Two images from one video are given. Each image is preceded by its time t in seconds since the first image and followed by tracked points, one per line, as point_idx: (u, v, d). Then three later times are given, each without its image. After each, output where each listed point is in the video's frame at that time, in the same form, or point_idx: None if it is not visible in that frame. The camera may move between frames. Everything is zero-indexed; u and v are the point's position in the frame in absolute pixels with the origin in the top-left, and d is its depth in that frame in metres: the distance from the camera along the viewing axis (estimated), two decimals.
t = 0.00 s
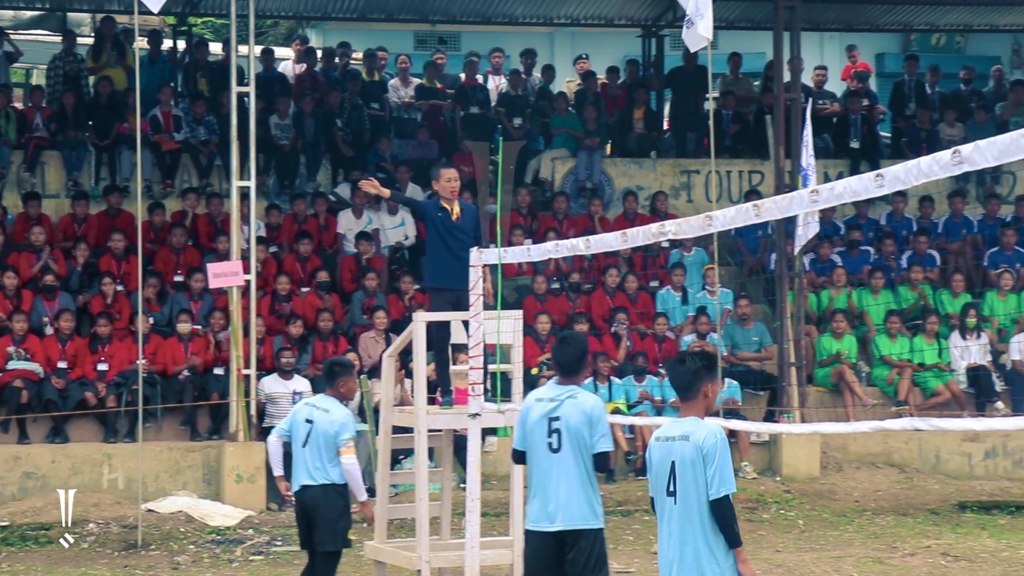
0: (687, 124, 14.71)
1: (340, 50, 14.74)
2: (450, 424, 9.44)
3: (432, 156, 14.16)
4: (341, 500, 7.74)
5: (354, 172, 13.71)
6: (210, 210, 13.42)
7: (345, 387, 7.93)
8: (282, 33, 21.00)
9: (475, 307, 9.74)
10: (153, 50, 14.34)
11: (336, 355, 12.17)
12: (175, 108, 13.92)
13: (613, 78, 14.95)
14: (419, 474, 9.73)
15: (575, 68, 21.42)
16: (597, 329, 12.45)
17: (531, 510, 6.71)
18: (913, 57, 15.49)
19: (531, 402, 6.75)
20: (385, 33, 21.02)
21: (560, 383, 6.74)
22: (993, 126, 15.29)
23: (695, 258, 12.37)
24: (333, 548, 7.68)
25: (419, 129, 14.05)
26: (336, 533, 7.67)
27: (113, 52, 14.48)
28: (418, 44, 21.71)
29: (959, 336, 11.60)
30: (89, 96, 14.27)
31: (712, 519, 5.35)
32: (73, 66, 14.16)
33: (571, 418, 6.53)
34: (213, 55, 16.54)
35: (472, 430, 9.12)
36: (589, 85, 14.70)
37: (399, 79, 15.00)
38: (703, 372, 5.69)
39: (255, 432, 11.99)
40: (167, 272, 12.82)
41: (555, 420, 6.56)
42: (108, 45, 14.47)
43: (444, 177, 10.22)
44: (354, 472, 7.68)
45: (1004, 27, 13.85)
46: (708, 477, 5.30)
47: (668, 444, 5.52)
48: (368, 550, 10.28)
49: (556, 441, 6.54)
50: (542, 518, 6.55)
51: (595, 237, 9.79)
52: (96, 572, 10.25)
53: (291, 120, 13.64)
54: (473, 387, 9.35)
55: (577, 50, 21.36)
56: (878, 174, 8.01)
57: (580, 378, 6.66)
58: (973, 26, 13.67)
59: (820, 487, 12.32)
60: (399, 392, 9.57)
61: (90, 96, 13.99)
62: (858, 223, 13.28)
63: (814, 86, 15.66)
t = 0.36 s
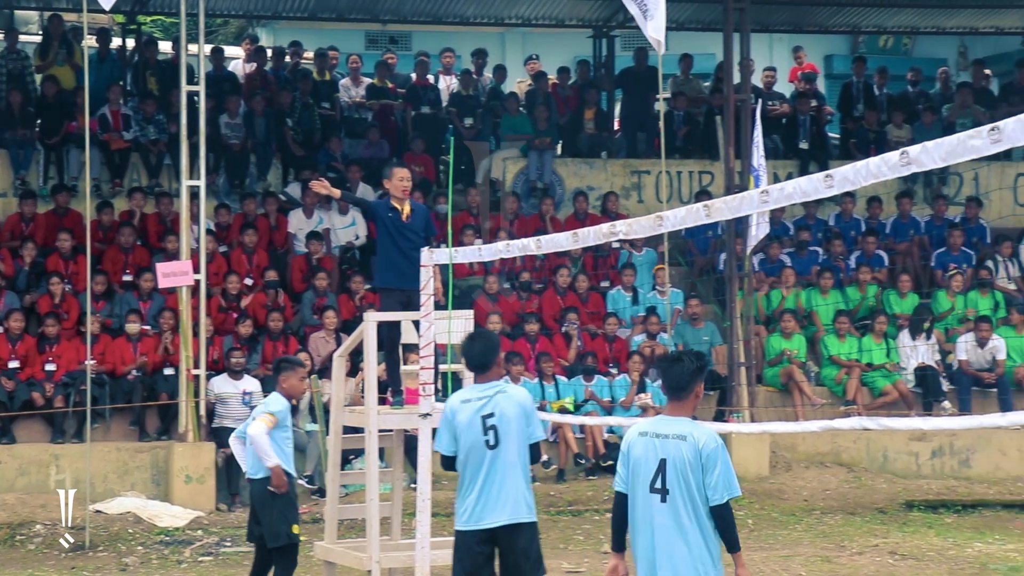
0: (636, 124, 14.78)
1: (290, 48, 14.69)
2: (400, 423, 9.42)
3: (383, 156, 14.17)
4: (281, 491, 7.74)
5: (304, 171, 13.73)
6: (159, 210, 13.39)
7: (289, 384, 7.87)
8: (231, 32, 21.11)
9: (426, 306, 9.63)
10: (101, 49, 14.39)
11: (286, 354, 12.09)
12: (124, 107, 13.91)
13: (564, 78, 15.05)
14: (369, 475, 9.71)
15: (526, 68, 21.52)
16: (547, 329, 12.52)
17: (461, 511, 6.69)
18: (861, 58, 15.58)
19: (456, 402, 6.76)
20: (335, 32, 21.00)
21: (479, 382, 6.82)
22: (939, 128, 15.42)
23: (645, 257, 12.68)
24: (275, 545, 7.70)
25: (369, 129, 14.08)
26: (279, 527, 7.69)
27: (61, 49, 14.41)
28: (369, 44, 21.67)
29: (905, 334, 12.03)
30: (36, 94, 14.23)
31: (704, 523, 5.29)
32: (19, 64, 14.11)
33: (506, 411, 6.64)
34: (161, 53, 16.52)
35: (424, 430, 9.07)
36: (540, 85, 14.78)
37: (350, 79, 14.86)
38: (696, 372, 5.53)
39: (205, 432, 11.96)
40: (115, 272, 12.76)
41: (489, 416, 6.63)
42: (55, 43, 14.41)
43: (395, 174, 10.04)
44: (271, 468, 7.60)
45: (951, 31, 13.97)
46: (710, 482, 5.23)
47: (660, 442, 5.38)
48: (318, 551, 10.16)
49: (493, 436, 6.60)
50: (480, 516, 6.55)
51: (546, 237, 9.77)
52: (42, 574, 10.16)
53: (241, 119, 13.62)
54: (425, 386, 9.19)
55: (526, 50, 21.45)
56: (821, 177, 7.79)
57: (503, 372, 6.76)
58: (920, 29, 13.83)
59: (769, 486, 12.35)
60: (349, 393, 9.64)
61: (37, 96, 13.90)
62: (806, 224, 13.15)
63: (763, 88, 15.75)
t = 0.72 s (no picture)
0: (590, 124, 14.85)
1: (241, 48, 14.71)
2: (352, 423, 9.35)
3: (335, 156, 14.14)
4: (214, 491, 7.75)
5: (255, 171, 13.76)
6: (109, 209, 13.31)
7: (236, 386, 7.90)
8: (184, 29, 21.34)
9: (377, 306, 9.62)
10: (51, 48, 14.34)
11: (238, 356, 12.04)
12: (74, 105, 14.00)
13: (515, 79, 15.02)
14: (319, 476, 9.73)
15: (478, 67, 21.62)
16: (499, 328, 12.58)
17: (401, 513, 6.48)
18: (811, 60, 15.69)
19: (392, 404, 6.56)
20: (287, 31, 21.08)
21: (414, 383, 6.63)
22: (888, 128, 15.54)
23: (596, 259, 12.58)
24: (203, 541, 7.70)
25: (320, 129, 14.08)
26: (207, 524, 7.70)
27: (9, 48, 14.24)
28: (320, 43, 21.54)
29: (856, 334, 12.17)
30: None
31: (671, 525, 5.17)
32: None
33: (442, 410, 6.45)
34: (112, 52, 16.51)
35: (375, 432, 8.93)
36: (492, 85, 14.86)
37: (302, 78, 14.96)
38: (657, 371, 5.40)
39: (154, 432, 11.92)
40: (64, 272, 12.68)
41: (427, 416, 6.44)
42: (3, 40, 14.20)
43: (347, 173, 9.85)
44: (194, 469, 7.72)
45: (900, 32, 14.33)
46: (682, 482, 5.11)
47: (628, 441, 5.24)
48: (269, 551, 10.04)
49: (432, 436, 6.41)
50: (422, 517, 6.36)
51: (498, 237, 9.86)
52: None
53: (192, 119, 13.65)
54: (377, 387, 9.15)
55: (478, 50, 21.26)
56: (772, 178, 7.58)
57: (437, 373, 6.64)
58: (870, 30, 13.96)
59: (720, 486, 12.38)
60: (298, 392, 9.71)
61: None
62: (759, 225, 13.24)
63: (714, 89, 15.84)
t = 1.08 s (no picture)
0: (546, 125, 14.79)
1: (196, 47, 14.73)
2: (307, 425, 9.27)
3: (290, 156, 14.13)
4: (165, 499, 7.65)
5: (210, 170, 13.65)
6: (62, 209, 13.22)
7: (190, 388, 7.77)
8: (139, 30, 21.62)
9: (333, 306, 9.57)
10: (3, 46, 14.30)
11: (192, 357, 11.98)
12: (26, 105, 13.95)
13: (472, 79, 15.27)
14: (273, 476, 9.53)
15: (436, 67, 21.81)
16: (455, 329, 12.56)
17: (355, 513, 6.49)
18: (767, 61, 15.80)
19: (358, 404, 6.55)
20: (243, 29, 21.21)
21: (378, 385, 6.63)
22: (842, 131, 15.71)
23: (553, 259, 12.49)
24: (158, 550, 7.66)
25: (276, 129, 14.07)
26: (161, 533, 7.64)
27: None
28: (276, 42, 21.95)
29: (814, 335, 12.17)
30: None
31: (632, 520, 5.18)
32: None
33: (410, 418, 6.48)
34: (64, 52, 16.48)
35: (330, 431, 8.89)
36: (449, 86, 14.96)
37: (258, 78, 15.05)
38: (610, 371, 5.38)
39: (108, 433, 11.77)
40: (16, 272, 12.60)
41: (392, 421, 6.46)
42: None
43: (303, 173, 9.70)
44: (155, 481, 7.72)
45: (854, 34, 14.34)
46: (645, 476, 5.12)
47: (588, 438, 5.24)
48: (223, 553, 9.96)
49: (395, 442, 6.45)
50: (378, 521, 6.38)
51: (455, 238, 9.83)
52: None
53: (146, 119, 13.60)
54: (332, 388, 9.04)
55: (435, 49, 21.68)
56: (727, 180, 7.41)
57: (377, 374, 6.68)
58: (824, 33, 14.14)
59: (676, 487, 12.40)
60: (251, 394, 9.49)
61: None
62: (714, 226, 13.18)
63: (670, 89, 15.91)
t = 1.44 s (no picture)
0: (506, 126, 15.20)
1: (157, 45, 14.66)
2: (267, 425, 8.97)
3: (250, 156, 14.19)
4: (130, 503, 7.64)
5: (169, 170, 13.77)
6: (19, 209, 13.16)
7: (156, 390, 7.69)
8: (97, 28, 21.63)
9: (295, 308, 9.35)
10: None
11: (151, 358, 11.93)
12: None
13: (431, 80, 15.16)
14: (234, 479, 9.31)
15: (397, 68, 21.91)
16: (415, 330, 12.52)
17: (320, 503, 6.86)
18: (728, 63, 15.90)
19: (334, 396, 6.87)
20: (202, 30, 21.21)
21: (351, 382, 6.99)
22: (801, 132, 15.80)
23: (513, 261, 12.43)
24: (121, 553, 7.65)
25: (236, 129, 14.10)
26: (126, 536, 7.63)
27: None
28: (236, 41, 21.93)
29: (775, 335, 12.08)
30: None
31: (579, 514, 5.41)
32: None
33: (388, 417, 6.98)
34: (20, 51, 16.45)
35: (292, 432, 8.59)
36: (410, 86, 14.82)
37: (217, 78, 14.92)
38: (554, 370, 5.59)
39: (65, 435, 11.59)
40: None
41: (374, 419, 6.90)
42: None
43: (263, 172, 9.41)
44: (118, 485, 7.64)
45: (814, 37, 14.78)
46: (593, 470, 5.33)
47: (534, 436, 5.44)
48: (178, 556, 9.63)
49: (374, 439, 6.91)
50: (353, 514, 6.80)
51: (414, 240, 9.78)
52: None
53: (104, 118, 13.61)
54: (291, 388, 8.94)
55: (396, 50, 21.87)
56: (685, 180, 7.46)
57: (340, 374, 6.94)
58: (784, 34, 14.55)
59: (636, 487, 12.43)
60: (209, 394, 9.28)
61: None
62: (675, 227, 13.27)
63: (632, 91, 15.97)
